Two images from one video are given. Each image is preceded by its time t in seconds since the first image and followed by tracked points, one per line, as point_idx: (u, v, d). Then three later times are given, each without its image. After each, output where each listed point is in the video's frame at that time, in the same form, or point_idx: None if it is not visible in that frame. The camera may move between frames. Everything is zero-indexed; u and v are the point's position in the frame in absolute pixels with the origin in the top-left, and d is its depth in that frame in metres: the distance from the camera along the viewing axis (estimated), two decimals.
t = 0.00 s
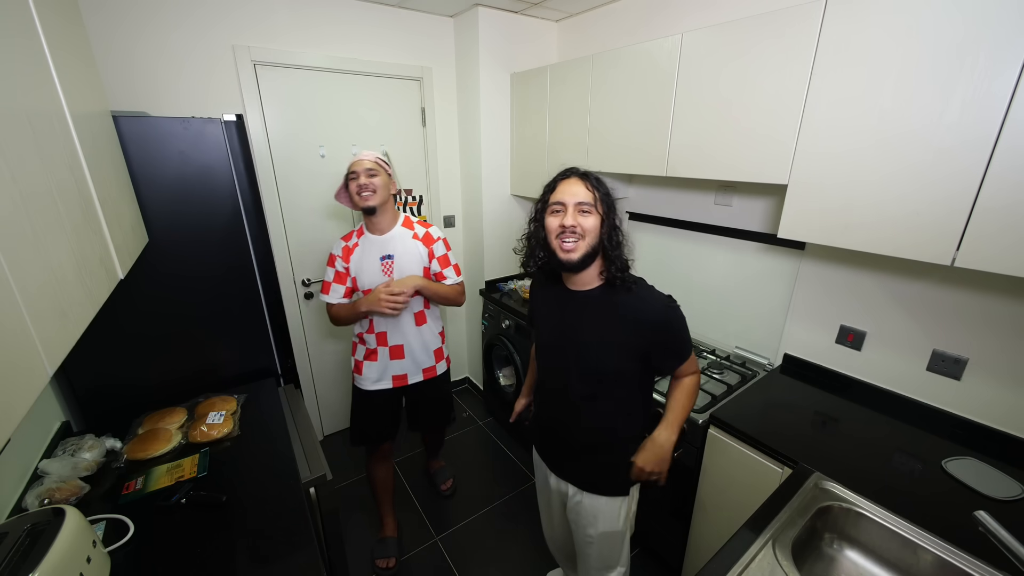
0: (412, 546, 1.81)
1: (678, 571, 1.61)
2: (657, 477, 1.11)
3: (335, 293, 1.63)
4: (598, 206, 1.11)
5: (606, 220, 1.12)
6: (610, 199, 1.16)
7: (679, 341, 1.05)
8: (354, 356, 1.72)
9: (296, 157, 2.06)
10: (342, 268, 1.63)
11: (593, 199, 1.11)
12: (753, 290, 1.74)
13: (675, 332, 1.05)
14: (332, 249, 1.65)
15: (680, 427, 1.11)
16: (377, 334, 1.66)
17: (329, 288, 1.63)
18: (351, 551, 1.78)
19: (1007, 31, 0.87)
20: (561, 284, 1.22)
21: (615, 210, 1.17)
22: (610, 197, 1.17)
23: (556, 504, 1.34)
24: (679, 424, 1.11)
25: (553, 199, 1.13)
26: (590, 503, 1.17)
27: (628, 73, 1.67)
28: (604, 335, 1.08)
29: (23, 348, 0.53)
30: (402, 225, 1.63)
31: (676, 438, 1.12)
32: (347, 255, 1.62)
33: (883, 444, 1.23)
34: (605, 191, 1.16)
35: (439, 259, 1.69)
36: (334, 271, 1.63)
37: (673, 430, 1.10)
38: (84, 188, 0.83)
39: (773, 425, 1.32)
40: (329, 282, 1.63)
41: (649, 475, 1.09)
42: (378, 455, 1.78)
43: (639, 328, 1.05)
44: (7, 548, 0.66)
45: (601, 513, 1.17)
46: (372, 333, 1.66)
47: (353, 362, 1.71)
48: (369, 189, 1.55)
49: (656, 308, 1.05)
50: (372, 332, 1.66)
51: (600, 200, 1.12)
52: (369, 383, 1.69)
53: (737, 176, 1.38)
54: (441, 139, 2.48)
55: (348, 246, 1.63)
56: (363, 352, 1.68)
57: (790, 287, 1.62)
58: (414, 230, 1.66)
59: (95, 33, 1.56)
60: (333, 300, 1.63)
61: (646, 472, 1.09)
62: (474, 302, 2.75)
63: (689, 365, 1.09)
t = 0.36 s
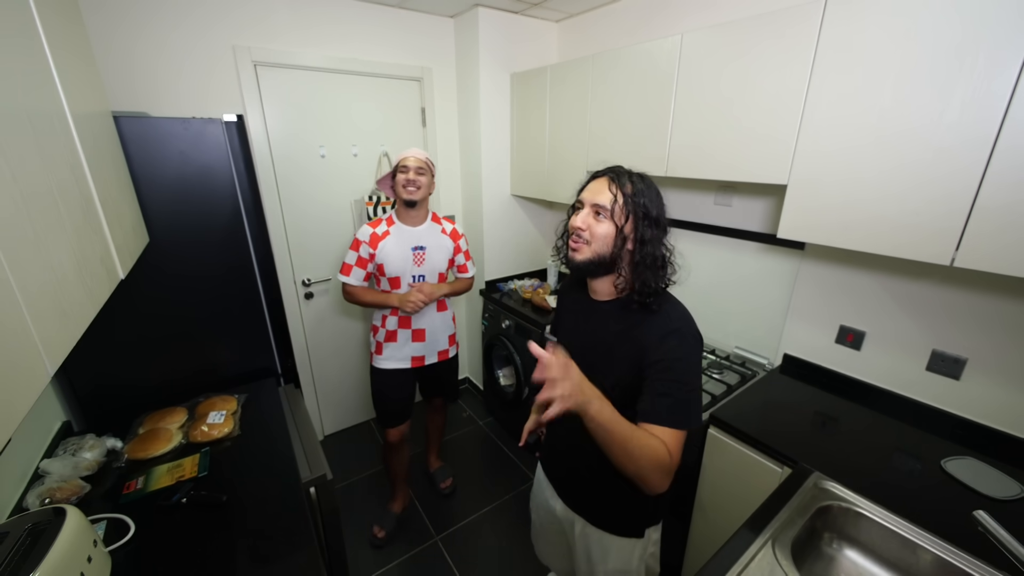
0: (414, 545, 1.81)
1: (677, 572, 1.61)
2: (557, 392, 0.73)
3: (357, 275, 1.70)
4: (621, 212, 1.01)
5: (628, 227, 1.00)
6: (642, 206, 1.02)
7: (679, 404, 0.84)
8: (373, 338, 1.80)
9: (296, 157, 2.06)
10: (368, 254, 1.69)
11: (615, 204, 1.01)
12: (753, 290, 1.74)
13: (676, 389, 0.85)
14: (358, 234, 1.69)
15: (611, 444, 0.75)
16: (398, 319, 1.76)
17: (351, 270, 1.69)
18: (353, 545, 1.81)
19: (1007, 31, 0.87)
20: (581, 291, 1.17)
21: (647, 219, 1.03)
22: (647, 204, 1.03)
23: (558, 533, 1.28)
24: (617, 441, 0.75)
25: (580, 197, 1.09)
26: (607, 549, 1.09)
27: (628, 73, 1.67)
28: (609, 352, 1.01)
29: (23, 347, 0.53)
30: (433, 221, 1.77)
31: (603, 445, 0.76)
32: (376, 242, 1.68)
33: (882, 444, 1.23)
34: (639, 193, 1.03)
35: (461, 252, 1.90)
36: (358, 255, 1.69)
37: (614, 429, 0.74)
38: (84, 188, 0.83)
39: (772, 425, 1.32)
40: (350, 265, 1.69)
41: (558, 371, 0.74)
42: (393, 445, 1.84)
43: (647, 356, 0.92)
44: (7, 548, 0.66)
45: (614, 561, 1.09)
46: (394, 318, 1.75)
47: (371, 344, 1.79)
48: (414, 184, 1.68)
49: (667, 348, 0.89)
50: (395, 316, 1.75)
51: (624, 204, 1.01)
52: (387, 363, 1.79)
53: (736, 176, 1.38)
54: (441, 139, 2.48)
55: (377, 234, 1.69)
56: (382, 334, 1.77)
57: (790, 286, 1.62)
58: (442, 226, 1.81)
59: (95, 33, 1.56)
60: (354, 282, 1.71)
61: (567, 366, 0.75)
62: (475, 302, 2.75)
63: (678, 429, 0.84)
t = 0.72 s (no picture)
0: (415, 544, 1.82)
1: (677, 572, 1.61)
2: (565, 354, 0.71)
3: (368, 277, 1.68)
4: (631, 209, 1.00)
5: (638, 225, 1.00)
6: (655, 205, 1.01)
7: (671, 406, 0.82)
8: (378, 335, 1.79)
9: (296, 157, 2.06)
10: (379, 255, 1.68)
11: (626, 200, 1.00)
12: (753, 291, 1.74)
13: (668, 390, 0.82)
14: (367, 235, 1.66)
15: (591, 430, 0.70)
16: (409, 317, 1.77)
17: (363, 273, 1.67)
18: (353, 541, 1.83)
19: (1007, 31, 0.87)
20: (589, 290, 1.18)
21: (661, 219, 1.01)
22: (661, 205, 1.02)
23: (550, 543, 1.28)
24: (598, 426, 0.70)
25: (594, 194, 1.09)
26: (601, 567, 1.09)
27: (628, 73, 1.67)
28: (612, 351, 1.02)
29: (23, 348, 0.53)
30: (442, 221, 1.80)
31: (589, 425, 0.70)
32: (387, 243, 1.67)
33: (883, 444, 1.23)
34: (652, 191, 1.02)
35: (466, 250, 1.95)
36: (369, 257, 1.66)
37: (598, 414, 0.70)
38: (83, 188, 0.83)
39: (772, 425, 1.32)
40: (361, 267, 1.67)
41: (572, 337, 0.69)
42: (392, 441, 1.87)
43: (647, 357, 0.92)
44: (7, 549, 0.66)
45: None
46: (405, 317, 1.76)
47: (376, 340, 1.79)
48: (429, 187, 1.69)
49: (667, 350, 0.88)
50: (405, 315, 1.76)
51: (635, 202, 1.00)
52: (393, 360, 1.79)
53: (736, 176, 1.38)
54: (441, 139, 2.48)
55: (388, 235, 1.67)
56: (391, 334, 1.77)
57: (790, 286, 1.62)
58: (448, 225, 1.85)
59: (95, 33, 1.56)
60: (363, 284, 1.68)
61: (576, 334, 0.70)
62: (475, 302, 2.75)
63: (661, 433, 0.80)
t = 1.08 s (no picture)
0: (415, 544, 1.82)
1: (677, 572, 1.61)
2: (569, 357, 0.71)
3: (356, 290, 1.67)
4: (633, 211, 1.00)
5: (642, 227, 1.00)
6: (656, 206, 1.00)
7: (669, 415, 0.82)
8: (370, 348, 1.77)
9: (296, 157, 2.06)
10: (363, 266, 1.66)
11: (627, 203, 1.00)
12: (753, 291, 1.74)
13: (665, 399, 0.82)
14: (348, 246, 1.65)
15: (586, 436, 0.70)
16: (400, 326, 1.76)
17: (350, 287, 1.66)
18: (351, 544, 1.81)
19: (1007, 31, 0.87)
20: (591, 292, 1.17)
21: (663, 220, 1.00)
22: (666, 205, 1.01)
23: (544, 545, 1.29)
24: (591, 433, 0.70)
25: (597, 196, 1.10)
26: None
27: (628, 73, 1.66)
28: (613, 356, 1.02)
29: (23, 348, 0.53)
30: (424, 223, 1.78)
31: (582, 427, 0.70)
32: (369, 252, 1.67)
33: (884, 444, 1.23)
34: (655, 192, 1.01)
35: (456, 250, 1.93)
36: (354, 269, 1.65)
37: (595, 422, 0.70)
38: (83, 188, 0.83)
39: (773, 425, 1.32)
40: (348, 281, 1.66)
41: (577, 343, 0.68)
42: (387, 447, 1.83)
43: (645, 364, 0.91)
44: (7, 548, 0.66)
45: None
46: (396, 325, 1.75)
47: (370, 353, 1.78)
48: (406, 188, 1.67)
49: (668, 357, 0.87)
50: (396, 324, 1.75)
51: (639, 204, 1.00)
52: (389, 371, 1.78)
53: (736, 176, 1.38)
54: (441, 139, 2.48)
55: (368, 243, 1.67)
56: (383, 344, 1.75)
57: (790, 286, 1.62)
58: (432, 226, 1.83)
59: (95, 33, 1.56)
60: (353, 299, 1.67)
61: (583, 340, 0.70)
62: (475, 303, 2.75)
63: (653, 441, 0.80)
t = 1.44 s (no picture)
0: (416, 544, 1.82)
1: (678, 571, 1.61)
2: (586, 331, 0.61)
3: (328, 301, 1.50)
4: (615, 205, 1.01)
5: (623, 220, 1.00)
6: (639, 202, 1.02)
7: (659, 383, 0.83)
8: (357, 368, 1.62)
9: (296, 157, 2.06)
10: (341, 275, 1.50)
11: (609, 198, 1.02)
12: (753, 291, 1.74)
13: (650, 367, 0.83)
14: (328, 252, 1.51)
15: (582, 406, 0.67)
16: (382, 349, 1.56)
17: (321, 296, 1.49)
18: (352, 545, 1.81)
19: (1007, 31, 0.87)
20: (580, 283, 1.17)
21: (645, 215, 1.01)
22: (648, 201, 1.02)
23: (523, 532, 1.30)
24: (590, 404, 0.67)
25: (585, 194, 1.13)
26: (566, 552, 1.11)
27: (628, 73, 1.66)
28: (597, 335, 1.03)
29: (23, 348, 0.53)
30: (414, 231, 1.55)
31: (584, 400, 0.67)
32: (348, 261, 1.50)
33: (884, 443, 1.23)
34: (635, 189, 1.03)
35: (454, 263, 1.63)
36: (330, 276, 1.49)
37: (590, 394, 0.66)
38: (83, 188, 0.82)
39: (773, 425, 1.32)
40: (320, 288, 1.50)
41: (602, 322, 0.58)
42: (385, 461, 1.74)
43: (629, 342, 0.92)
44: (7, 548, 0.66)
45: (576, 565, 1.11)
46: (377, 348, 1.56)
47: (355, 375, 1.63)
48: (397, 195, 1.47)
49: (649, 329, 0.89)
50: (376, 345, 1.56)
51: (617, 199, 1.01)
52: (374, 398, 1.61)
53: (736, 176, 1.38)
54: (441, 139, 2.48)
55: (350, 251, 1.51)
56: (366, 365, 1.59)
57: (790, 286, 1.62)
58: (426, 235, 1.59)
59: (95, 33, 1.56)
60: (322, 309, 1.50)
61: (628, 329, 0.58)
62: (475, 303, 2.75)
63: (647, 407, 0.80)
